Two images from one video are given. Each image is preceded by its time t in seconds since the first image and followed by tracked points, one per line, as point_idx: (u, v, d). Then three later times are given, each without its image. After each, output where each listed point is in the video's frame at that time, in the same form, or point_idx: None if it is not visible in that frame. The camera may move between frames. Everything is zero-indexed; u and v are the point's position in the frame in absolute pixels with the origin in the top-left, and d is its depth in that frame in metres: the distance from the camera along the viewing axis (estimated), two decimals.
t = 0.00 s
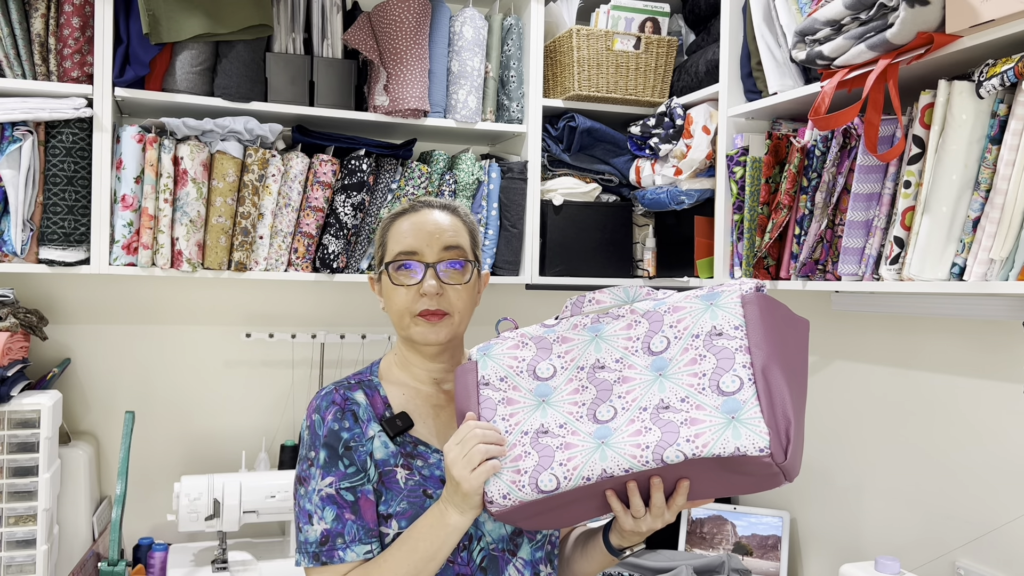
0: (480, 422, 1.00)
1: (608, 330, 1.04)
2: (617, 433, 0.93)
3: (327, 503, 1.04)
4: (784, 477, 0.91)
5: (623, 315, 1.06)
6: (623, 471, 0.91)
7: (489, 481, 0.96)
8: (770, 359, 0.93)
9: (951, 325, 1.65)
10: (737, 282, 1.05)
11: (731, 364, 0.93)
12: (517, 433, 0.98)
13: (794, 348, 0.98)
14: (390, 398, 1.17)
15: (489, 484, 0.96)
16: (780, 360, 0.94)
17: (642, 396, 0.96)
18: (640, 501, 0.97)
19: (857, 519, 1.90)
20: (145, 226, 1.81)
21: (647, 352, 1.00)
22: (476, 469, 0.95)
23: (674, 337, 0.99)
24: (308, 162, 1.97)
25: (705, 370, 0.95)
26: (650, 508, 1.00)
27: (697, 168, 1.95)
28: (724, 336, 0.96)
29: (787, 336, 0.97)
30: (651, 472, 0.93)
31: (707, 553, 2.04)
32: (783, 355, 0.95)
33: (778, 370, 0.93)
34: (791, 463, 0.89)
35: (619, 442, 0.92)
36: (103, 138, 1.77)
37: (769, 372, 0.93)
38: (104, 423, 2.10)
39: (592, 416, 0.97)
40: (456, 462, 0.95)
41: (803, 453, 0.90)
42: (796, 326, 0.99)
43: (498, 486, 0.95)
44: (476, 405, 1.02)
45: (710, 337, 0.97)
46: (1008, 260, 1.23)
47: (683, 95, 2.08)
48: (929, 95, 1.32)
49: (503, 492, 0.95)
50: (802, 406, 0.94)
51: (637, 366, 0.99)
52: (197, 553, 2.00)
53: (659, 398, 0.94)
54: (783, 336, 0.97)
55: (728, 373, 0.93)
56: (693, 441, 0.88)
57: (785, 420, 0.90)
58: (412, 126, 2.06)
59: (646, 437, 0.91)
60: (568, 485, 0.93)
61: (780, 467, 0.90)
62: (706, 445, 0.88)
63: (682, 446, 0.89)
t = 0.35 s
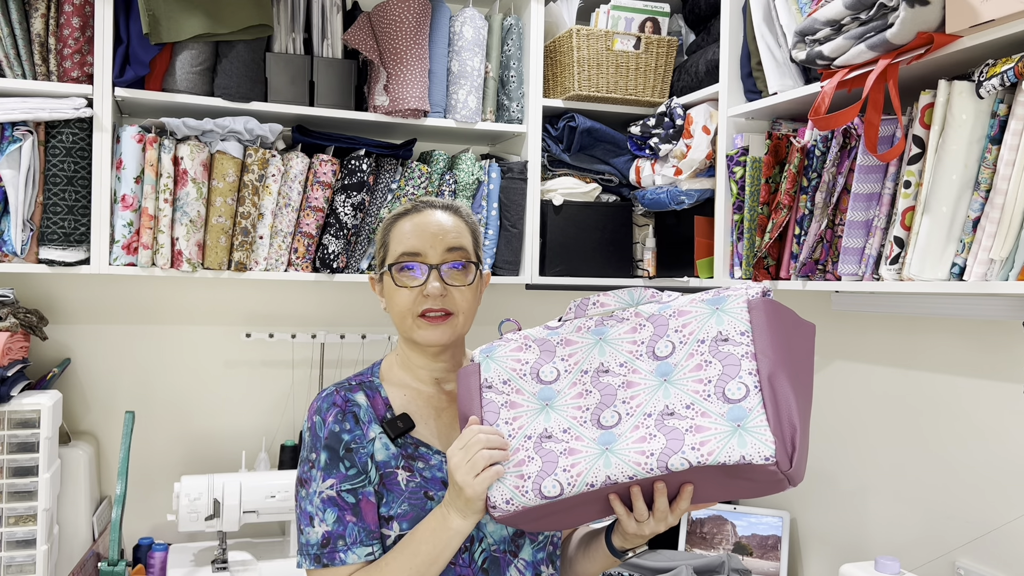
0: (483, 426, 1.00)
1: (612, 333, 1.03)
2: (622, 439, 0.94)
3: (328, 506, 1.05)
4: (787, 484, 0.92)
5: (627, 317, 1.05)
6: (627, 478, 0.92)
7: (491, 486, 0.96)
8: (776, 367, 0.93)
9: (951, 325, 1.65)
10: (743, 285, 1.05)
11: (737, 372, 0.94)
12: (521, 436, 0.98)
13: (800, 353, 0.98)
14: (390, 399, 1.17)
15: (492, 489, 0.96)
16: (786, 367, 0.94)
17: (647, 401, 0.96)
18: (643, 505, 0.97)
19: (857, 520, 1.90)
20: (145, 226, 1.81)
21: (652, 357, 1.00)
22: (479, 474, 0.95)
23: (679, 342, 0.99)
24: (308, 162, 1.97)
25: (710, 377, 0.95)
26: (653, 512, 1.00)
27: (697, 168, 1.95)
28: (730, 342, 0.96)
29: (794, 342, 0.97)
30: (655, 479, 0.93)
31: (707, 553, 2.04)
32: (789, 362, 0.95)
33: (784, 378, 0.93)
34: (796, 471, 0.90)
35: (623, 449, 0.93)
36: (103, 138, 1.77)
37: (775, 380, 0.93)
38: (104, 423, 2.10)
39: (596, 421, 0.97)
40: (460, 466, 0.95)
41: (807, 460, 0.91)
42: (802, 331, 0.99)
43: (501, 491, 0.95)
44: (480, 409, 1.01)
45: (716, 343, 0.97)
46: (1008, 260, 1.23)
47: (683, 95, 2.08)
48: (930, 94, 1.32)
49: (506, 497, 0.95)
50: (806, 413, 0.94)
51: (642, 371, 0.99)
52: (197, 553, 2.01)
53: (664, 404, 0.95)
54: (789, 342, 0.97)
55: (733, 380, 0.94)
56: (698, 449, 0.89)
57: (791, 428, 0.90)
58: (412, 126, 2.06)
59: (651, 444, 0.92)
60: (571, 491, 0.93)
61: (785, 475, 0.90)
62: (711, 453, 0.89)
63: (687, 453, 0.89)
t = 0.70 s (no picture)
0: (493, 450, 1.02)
1: (623, 350, 1.02)
2: (638, 470, 0.95)
3: (326, 508, 1.08)
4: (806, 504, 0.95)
5: (639, 331, 1.03)
6: (645, 509, 0.94)
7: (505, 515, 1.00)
8: (796, 396, 0.93)
9: (951, 326, 1.66)
10: (761, 296, 1.01)
11: (758, 402, 0.93)
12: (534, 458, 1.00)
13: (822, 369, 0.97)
14: (390, 399, 1.21)
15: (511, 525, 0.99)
16: (807, 393, 0.94)
17: (663, 429, 0.96)
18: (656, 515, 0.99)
19: (857, 520, 1.90)
20: (145, 226, 1.81)
21: (667, 379, 0.98)
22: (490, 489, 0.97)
23: (696, 365, 0.98)
24: (308, 162, 1.97)
25: (729, 406, 0.94)
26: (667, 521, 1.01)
27: (697, 168, 1.95)
28: (749, 368, 0.95)
29: (814, 360, 0.96)
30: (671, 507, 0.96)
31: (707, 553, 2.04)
32: (810, 386, 0.94)
33: (806, 405, 0.93)
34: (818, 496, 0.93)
35: (639, 481, 0.95)
36: (103, 138, 1.77)
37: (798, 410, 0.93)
38: (104, 423, 2.10)
39: (611, 448, 0.98)
40: (481, 499, 0.96)
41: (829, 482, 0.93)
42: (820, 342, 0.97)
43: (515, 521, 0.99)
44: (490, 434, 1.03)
45: (734, 368, 0.96)
46: (1008, 260, 1.23)
47: (683, 95, 2.09)
48: (929, 94, 1.32)
49: (521, 527, 0.99)
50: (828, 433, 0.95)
51: (656, 394, 0.98)
52: (197, 553, 2.01)
53: (681, 433, 0.95)
54: (810, 361, 0.96)
55: (754, 411, 0.93)
56: (719, 485, 0.91)
57: (811, 456, 0.91)
58: (412, 126, 2.06)
59: (669, 478, 0.93)
60: (587, 522, 0.96)
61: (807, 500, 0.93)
62: (732, 489, 0.90)
63: (707, 489, 0.91)
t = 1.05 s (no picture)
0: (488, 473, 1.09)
1: (622, 395, 1.09)
2: (639, 524, 1.04)
3: (323, 509, 1.12)
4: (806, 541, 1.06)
5: (640, 373, 1.11)
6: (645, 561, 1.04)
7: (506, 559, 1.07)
8: (803, 453, 1.03)
9: (950, 326, 1.66)
10: (766, 339, 1.10)
11: (762, 461, 1.03)
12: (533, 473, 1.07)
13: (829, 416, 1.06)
14: (391, 399, 1.24)
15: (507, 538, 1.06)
16: (814, 448, 1.03)
17: (665, 482, 1.05)
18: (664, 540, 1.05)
19: (855, 520, 1.90)
20: (145, 226, 1.81)
21: (668, 428, 1.06)
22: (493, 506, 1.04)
23: (698, 415, 1.06)
24: (308, 162, 1.97)
25: (732, 462, 1.04)
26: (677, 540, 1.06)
27: (697, 168, 1.96)
28: (753, 423, 1.04)
29: (823, 411, 1.05)
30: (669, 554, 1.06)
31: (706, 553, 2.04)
32: (818, 442, 1.04)
33: (814, 462, 1.03)
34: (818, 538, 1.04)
35: (641, 535, 1.04)
36: (103, 138, 1.77)
37: (806, 467, 1.03)
38: (105, 423, 2.10)
39: (611, 499, 1.06)
40: (486, 515, 1.03)
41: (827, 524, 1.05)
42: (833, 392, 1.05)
43: (517, 567, 1.06)
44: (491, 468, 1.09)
45: (738, 423, 1.04)
46: (1008, 260, 1.23)
47: (683, 95, 2.08)
48: (929, 94, 1.32)
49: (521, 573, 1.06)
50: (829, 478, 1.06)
51: (658, 443, 1.06)
52: (197, 553, 2.01)
53: (683, 487, 1.05)
54: (819, 414, 1.04)
55: (759, 469, 1.03)
56: (720, 544, 1.02)
57: (817, 509, 1.02)
58: (412, 126, 2.06)
59: (671, 535, 1.03)
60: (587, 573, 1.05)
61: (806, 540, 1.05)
62: (734, 548, 1.02)
63: (709, 547, 1.02)
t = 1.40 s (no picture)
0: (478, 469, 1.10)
1: (610, 391, 1.09)
2: (630, 518, 1.03)
3: (322, 507, 1.12)
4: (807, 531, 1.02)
5: (626, 368, 1.11)
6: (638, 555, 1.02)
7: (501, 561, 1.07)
8: (789, 438, 1.00)
9: (951, 326, 1.66)
10: (749, 329, 1.09)
11: (749, 449, 1.01)
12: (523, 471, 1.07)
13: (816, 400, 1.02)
14: (390, 399, 1.25)
15: (501, 537, 1.07)
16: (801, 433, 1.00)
17: (654, 475, 1.04)
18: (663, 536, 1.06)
19: (855, 520, 1.91)
20: (145, 226, 1.81)
21: (656, 421, 1.06)
22: (490, 500, 1.04)
23: (684, 407, 1.05)
24: (308, 162, 1.97)
25: (720, 451, 1.02)
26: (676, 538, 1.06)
27: (697, 168, 1.96)
28: (740, 412, 1.02)
29: (808, 396, 1.02)
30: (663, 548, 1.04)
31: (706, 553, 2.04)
32: (806, 427, 1.01)
33: (801, 448, 1.00)
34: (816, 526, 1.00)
35: (631, 528, 1.03)
36: (103, 138, 1.77)
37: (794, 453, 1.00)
38: (105, 423, 2.10)
39: (602, 494, 1.05)
40: (479, 509, 1.03)
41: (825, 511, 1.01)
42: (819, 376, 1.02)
43: (512, 568, 1.06)
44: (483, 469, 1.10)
45: (724, 411, 1.03)
46: (1008, 260, 1.23)
47: (683, 94, 2.08)
48: (929, 94, 1.32)
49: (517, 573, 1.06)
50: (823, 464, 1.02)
51: (646, 437, 1.06)
52: (197, 553, 2.01)
53: (672, 478, 1.03)
54: (803, 399, 1.01)
55: (746, 456, 1.01)
56: (712, 533, 0.99)
57: (807, 496, 0.99)
58: (412, 126, 2.06)
59: (662, 526, 1.01)
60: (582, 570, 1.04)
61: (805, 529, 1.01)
62: (726, 537, 0.99)
63: (701, 538, 0.99)
